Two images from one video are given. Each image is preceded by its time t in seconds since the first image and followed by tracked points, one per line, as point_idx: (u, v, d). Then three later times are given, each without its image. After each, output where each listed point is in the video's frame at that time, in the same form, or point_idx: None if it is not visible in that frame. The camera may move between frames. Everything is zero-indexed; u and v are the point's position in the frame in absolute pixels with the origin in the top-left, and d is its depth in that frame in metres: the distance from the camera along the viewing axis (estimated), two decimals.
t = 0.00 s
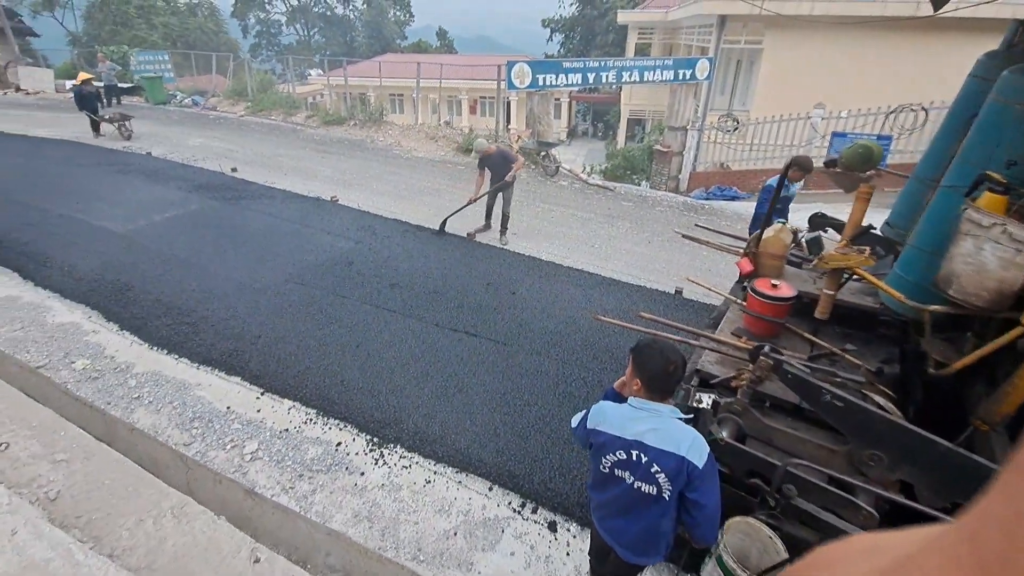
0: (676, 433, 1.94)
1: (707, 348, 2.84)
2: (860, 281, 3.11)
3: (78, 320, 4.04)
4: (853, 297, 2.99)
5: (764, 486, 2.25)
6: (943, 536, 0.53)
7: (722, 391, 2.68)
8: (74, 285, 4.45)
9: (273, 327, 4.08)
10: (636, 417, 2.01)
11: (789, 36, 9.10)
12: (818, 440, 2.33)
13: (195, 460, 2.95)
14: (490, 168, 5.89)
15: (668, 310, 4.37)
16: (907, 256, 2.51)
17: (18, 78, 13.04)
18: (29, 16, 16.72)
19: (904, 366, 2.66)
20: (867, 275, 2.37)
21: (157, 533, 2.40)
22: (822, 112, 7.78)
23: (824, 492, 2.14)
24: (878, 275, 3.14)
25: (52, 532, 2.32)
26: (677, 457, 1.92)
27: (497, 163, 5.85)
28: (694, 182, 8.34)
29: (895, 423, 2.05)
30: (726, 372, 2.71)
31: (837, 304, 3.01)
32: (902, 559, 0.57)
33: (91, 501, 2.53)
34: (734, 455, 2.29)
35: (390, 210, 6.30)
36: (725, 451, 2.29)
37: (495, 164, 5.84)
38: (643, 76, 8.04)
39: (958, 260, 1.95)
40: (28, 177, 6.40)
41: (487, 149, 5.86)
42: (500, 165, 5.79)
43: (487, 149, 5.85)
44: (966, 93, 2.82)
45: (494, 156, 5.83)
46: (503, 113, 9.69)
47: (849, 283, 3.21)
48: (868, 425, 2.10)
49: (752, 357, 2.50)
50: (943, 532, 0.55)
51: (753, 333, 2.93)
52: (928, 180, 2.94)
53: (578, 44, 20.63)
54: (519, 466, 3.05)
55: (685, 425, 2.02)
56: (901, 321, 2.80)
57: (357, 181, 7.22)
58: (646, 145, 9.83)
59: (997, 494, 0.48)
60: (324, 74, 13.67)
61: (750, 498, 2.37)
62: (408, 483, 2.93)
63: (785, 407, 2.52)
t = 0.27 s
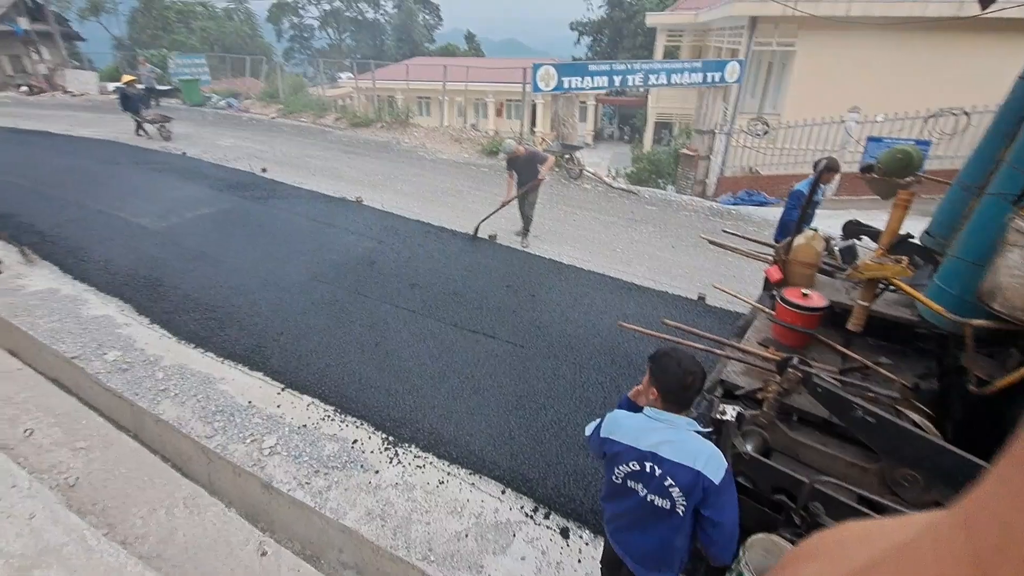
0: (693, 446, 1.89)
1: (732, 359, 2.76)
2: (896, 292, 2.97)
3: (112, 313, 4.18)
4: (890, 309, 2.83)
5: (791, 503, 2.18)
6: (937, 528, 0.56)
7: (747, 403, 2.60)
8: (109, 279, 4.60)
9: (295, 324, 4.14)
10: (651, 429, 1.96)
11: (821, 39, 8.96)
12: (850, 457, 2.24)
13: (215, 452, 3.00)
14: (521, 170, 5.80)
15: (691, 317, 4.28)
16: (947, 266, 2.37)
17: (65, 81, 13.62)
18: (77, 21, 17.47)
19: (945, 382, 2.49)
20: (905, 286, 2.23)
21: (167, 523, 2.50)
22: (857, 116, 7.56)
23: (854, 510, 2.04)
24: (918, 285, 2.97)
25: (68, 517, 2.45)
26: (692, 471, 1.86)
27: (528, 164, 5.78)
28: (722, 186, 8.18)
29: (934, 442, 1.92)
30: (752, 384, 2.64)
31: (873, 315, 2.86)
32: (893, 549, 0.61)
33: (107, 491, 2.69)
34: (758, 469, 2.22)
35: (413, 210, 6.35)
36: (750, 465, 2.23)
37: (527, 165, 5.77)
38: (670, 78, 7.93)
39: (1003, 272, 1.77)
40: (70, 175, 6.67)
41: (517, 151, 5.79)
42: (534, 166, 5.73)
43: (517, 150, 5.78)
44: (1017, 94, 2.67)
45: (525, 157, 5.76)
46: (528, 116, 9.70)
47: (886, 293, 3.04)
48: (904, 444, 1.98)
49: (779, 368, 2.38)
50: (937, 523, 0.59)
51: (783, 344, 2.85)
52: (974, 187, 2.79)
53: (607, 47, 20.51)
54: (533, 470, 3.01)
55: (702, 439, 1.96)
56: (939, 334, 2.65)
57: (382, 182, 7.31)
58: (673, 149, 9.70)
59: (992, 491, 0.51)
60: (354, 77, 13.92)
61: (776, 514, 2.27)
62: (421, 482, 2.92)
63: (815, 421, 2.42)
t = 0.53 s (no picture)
0: (705, 458, 1.85)
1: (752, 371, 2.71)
2: (927, 308, 2.86)
3: (139, 303, 4.30)
4: (919, 326, 2.71)
5: (809, 523, 2.08)
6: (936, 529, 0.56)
7: (767, 417, 2.53)
8: (137, 271, 4.74)
9: (313, 320, 4.21)
10: (662, 437, 1.93)
11: (854, 47, 8.76)
12: (873, 477, 2.17)
13: (232, 443, 3.07)
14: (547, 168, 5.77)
15: (709, 326, 4.21)
16: (980, 281, 2.25)
17: (106, 79, 14.14)
18: (120, 22, 18.10)
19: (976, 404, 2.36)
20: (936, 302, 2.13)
21: (177, 509, 2.49)
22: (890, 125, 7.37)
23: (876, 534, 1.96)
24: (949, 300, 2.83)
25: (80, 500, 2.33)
26: (702, 482, 1.82)
27: (553, 162, 5.77)
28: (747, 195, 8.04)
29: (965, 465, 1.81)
30: (772, 398, 2.56)
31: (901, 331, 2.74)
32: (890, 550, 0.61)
33: (123, 474, 2.65)
34: (776, 486, 2.15)
35: (434, 211, 6.41)
36: (768, 481, 2.16)
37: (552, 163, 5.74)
38: (698, 83, 7.98)
39: None
40: (107, 170, 6.91)
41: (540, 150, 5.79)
42: (559, 164, 5.72)
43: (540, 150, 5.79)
44: None
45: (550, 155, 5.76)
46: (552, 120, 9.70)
47: (916, 309, 2.92)
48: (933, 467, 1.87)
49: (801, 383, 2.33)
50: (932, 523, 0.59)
51: (806, 356, 2.78)
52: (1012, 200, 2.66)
53: (634, 52, 20.37)
54: (542, 474, 2.99)
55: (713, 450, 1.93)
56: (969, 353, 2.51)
57: (404, 182, 7.39)
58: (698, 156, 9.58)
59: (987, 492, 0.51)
60: (381, 79, 14.13)
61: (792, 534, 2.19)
62: (430, 481, 2.93)
63: (837, 439, 2.34)
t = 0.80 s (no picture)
0: (718, 464, 1.82)
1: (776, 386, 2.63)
2: (962, 326, 2.75)
3: (169, 295, 4.43)
4: (955, 345, 2.62)
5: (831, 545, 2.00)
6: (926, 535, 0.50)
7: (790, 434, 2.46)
8: (168, 263, 4.88)
9: (333, 316, 4.27)
10: (678, 441, 1.90)
11: (891, 55, 8.55)
12: (901, 501, 2.08)
13: (251, 434, 3.13)
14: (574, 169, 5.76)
15: (730, 336, 4.13)
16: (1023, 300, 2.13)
17: (147, 77, 14.63)
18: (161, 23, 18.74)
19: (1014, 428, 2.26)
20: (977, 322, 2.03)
21: (192, 495, 2.56)
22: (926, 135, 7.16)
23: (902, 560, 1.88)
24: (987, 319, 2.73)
25: (101, 479, 2.38)
26: (713, 489, 1.79)
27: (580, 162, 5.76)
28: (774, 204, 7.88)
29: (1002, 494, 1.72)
30: (797, 414, 2.48)
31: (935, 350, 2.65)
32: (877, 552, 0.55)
33: (145, 459, 2.73)
34: (797, 505, 2.09)
35: (456, 212, 6.45)
36: (789, 501, 2.10)
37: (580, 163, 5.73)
38: (727, 91, 7.88)
39: None
40: (143, 165, 7.14)
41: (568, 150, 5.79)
42: (585, 164, 5.70)
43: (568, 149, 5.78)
44: None
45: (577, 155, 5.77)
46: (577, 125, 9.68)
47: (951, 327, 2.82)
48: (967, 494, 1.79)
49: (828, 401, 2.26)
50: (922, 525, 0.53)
51: (834, 373, 2.70)
52: None
53: (663, 57, 20.18)
54: (554, 479, 2.97)
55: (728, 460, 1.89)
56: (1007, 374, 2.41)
57: (428, 183, 7.46)
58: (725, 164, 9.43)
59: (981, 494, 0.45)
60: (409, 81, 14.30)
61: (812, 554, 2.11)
62: (441, 481, 2.94)
63: (864, 459, 2.26)
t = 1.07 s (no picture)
0: (728, 461, 1.77)
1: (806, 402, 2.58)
2: (1007, 346, 2.64)
3: (201, 289, 4.56)
4: (999, 364, 2.51)
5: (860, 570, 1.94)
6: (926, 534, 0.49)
7: (821, 452, 2.40)
8: (199, 259, 5.03)
9: (356, 315, 4.33)
10: (695, 433, 1.88)
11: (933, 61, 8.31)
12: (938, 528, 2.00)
13: (274, 427, 3.20)
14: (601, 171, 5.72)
15: (755, 346, 4.05)
16: None
17: (187, 80, 15.15)
18: (202, 27, 19.37)
19: None
20: None
21: (212, 485, 2.63)
22: (968, 143, 6.91)
23: None
24: None
25: (127, 466, 2.46)
26: (715, 488, 1.73)
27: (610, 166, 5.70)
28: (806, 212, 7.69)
29: None
30: (827, 432, 2.43)
31: (978, 370, 2.54)
32: (879, 551, 0.54)
33: (168, 448, 2.82)
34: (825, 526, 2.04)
35: (480, 214, 6.49)
36: (817, 521, 2.04)
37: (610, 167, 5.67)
38: (759, 95, 7.68)
39: None
40: (181, 164, 7.39)
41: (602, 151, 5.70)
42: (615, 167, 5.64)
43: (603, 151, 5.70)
44: None
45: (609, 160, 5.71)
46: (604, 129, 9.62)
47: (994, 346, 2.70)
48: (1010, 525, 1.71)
49: (863, 420, 2.20)
50: (925, 524, 0.52)
51: (867, 390, 2.62)
52: None
53: (694, 62, 19.93)
54: (570, 485, 2.94)
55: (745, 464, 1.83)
56: None
57: (454, 185, 7.52)
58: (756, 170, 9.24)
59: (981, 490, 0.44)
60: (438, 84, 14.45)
61: None
62: (457, 482, 2.94)
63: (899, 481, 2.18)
